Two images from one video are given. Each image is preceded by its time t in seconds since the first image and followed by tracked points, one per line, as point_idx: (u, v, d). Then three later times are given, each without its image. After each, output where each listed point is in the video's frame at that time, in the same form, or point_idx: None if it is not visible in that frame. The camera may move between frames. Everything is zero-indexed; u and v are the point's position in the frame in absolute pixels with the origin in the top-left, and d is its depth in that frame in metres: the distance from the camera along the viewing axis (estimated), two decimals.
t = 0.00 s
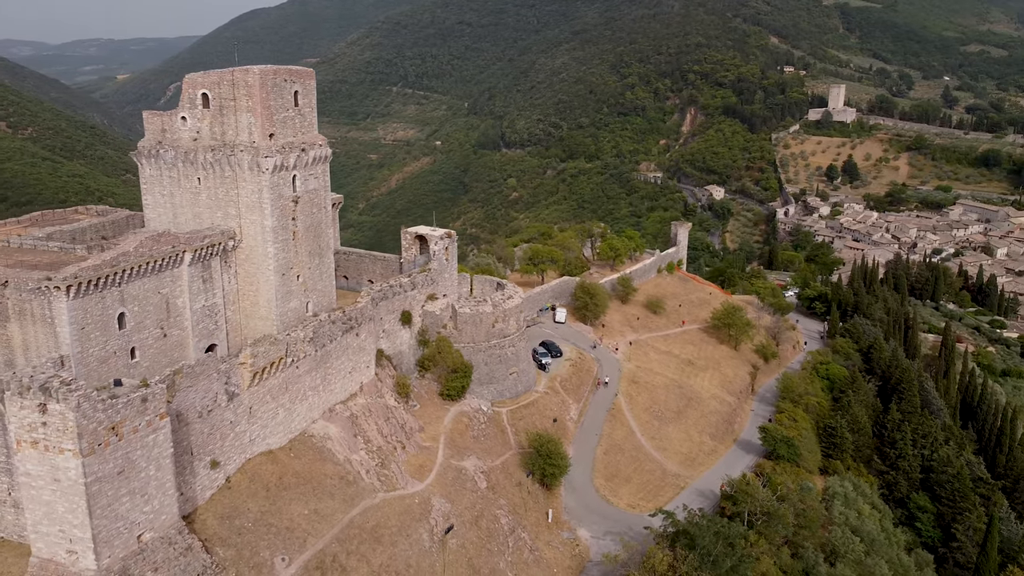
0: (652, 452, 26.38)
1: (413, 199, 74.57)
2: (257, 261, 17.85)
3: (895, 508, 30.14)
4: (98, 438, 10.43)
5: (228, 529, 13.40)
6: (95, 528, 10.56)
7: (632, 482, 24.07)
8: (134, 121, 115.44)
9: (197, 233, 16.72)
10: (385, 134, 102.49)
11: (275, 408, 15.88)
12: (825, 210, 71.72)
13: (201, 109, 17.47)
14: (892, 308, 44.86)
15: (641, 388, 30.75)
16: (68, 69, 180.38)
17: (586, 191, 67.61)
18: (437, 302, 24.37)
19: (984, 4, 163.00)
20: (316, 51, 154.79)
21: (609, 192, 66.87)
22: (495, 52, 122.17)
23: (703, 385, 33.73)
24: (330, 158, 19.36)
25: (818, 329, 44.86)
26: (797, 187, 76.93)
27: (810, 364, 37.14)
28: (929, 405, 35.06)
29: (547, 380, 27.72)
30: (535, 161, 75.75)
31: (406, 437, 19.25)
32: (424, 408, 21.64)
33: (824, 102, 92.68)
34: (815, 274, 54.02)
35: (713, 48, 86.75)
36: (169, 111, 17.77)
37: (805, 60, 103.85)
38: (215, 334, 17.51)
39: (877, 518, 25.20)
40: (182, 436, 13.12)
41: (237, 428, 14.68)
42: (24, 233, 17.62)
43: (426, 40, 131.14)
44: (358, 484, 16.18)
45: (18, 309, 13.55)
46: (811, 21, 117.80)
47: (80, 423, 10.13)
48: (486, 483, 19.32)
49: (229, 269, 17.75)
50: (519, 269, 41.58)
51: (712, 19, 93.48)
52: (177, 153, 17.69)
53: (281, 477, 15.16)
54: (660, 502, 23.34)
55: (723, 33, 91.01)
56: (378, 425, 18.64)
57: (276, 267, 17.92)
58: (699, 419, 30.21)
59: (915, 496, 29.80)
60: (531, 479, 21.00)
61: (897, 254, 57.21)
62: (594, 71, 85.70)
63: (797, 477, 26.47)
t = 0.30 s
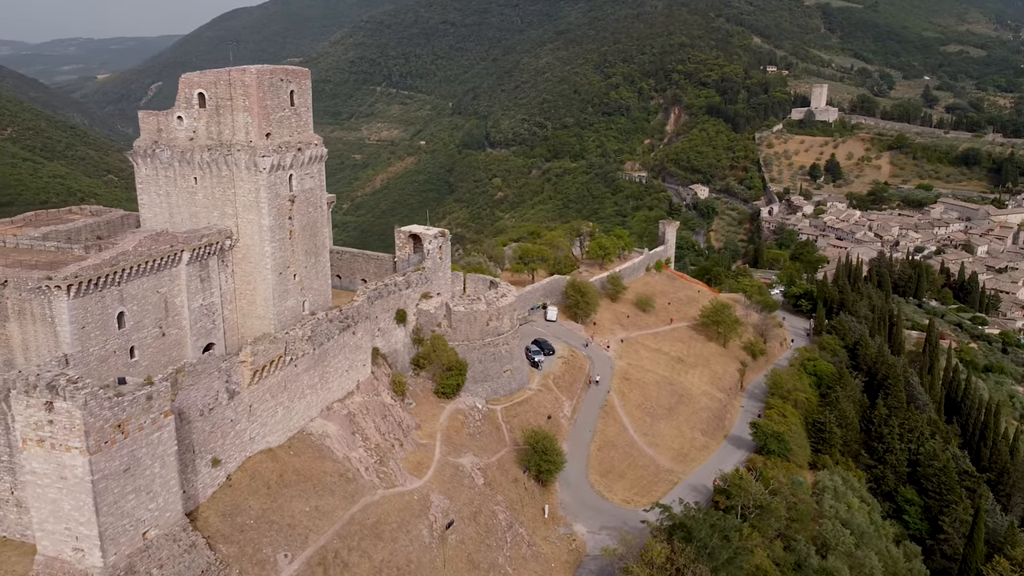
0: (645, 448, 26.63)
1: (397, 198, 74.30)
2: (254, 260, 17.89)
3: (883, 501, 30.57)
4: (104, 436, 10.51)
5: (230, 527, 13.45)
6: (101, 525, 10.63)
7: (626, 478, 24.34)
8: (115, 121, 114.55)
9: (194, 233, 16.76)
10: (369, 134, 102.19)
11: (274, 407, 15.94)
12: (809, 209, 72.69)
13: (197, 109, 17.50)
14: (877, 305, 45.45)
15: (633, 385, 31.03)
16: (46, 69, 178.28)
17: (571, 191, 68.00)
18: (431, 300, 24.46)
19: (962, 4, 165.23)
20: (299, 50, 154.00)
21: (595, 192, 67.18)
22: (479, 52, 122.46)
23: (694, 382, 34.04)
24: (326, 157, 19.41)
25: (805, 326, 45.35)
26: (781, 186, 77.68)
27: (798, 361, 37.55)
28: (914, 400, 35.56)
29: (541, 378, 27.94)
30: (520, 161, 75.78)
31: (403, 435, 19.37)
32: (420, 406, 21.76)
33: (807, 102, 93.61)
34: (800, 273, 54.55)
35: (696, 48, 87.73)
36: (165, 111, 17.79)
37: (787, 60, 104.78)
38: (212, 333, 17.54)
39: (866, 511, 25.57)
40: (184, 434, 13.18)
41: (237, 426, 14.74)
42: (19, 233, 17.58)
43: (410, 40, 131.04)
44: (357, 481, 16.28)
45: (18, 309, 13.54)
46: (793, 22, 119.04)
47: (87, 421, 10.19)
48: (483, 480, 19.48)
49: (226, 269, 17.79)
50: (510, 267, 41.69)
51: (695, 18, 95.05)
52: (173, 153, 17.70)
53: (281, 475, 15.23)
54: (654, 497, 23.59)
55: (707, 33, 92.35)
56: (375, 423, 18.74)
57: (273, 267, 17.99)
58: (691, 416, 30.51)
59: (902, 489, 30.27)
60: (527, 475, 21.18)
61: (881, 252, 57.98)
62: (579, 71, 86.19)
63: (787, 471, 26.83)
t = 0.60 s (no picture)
0: (638, 443, 26.90)
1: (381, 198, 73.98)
2: (251, 259, 17.94)
3: (871, 495, 31.03)
4: (111, 433, 10.57)
5: (232, 524, 13.53)
6: (108, 523, 10.70)
7: (619, 474, 24.59)
8: (96, 121, 113.47)
9: (192, 232, 16.81)
10: (352, 133, 101.75)
11: (273, 404, 16.02)
12: (792, 208, 72.94)
13: (194, 109, 17.55)
14: (861, 301, 46.02)
15: (625, 382, 31.32)
16: (23, 69, 175.98)
17: (555, 190, 68.15)
18: (425, 299, 24.58)
19: (941, 4, 167.27)
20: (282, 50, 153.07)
21: (580, 191, 67.66)
22: (463, 52, 122.74)
23: (684, 378, 34.37)
24: (321, 156, 19.47)
25: (791, 324, 45.86)
26: (765, 185, 78.40)
27: (786, 357, 37.98)
28: (900, 395, 36.08)
29: (534, 375, 28.17)
30: (505, 160, 75.80)
31: (400, 432, 19.49)
32: (415, 404, 21.91)
33: (789, 102, 94.55)
34: (785, 271, 55.10)
35: (679, 48, 88.87)
36: (161, 110, 17.82)
37: (770, 60, 105.72)
38: (210, 331, 17.58)
39: (855, 504, 25.95)
40: (185, 432, 13.24)
41: (238, 424, 14.82)
42: (15, 233, 17.52)
43: (394, 40, 130.84)
44: (357, 478, 16.40)
45: (17, 308, 13.52)
46: (775, 22, 120.31)
47: (93, 418, 10.26)
48: (480, 476, 19.66)
49: (223, 268, 17.84)
50: (500, 266, 41.80)
51: (678, 18, 96.02)
52: (169, 152, 17.72)
53: (282, 472, 15.33)
54: (648, 492, 23.84)
55: (690, 33, 93.25)
56: (373, 420, 18.87)
57: (270, 265, 18.04)
58: (682, 412, 30.83)
59: (890, 483, 30.73)
60: (523, 471, 21.35)
61: (865, 250, 58.57)
62: (563, 70, 86.59)
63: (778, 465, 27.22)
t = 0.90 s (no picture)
0: (631, 439, 27.16)
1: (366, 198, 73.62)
2: (249, 258, 17.99)
3: (859, 488, 31.47)
4: (118, 431, 10.66)
5: (235, 520, 13.61)
6: (115, 519, 10.78)
7: (613, 469, 24.85)
8: (76, 121, 112.31)
9: (190, 231, 16.86)
10: (336, 133, 101.21)
11: (273, 402, 16.11)
12: (776, 206, 73.46)
13: (190, 109, 17.60)
14: (847, 299, 46.56)
15: (617, 379, 31.59)
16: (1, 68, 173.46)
17: (541, 190, 68.32)
18: (420, 297, 24.69)
19: (921, 4, 169.14)
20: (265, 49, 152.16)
21: (565, 190, 67.87)
22: (447, 51, 122.95)
23: (674, 375, 34.70)
24: (317, 155, 19.50)
25: (778, 321, 46.34)
26: (749, 184, 79.08)
27: (774, 353, 38.40)
28: (886, 390, 36.59)
29: (527, 372, 28.38)
30: (490, 160, 75.80)
31: (397, 429, 19.61)
32: (411, 401, 22.04)
33: (772, 101, 95.38)
34: (770, 269, 55.63)
35: (663, 48, 89.66)
36: (157, 110, 17.84)
37: (753, 60, 106.60)
38: (208, 331, 17.61)
39: (845, 497, 26.33)
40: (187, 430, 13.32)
41: (238, 422, 14.89)
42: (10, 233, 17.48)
43: (377, 39, 130.55)
44: (357, 475, 16.53)
45: (17, 307, 13.53)
46: (758, 22, 121.55)
47: (100, 415, 10.33)
48: (477, 472, 19.84)
49: (220, 267, 17.88)
50: (491, 265, 41.89)
51: (661, 18, 96.89)
52: (165, 152, 17.75)
53: (282, 469, 15.41)
54: (642, 487, 24.10)
55: (674, 33, 94.02)
56: (370, 417, 18.99)
57: (267, 264, 18.10)
58: (673, 408, 31.14)
59: (878, 476, 31.18)
60: (518, 467, 21.55)
61: (849, 248, 59.25)
62: (548, 70, 86.87)
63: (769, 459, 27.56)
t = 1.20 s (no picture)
0: (622, 435, 27.45)
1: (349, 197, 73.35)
2: (245, 257, 18.04)
3: (847, 482, 31.94)
4: (123, 428, 10.73)
5: (236, 517, 13.69)
6: (121, 517, 10.85)
7: (607, 465, 25.13)
8: (55, 122, 111.12)
9: (186, 231, 16.91)
10: (319, 133, 100.67)
11: (271, 400, 16.19)
12: (760, 205, 74.28)
13: (185, 108, 17.62)
14: (831, 296, 47.10)
15: (608, 376, 31.84)
16: None
17: (525, 190, 68.50)
18: (413, 296, 24.78)
19: (900, 5, 170.90)
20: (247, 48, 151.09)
21: (550, 190, 68.11)
22: (431, 50, 122.99)
23: (664, 372, 35.01)
24: (311, 155, 19.54)
25: (764, 318, 46.82)
26: (732, 183, 79.87)
27: (761, 350, 38.80)
28: (872, 385, 37.10)
29: (519, 370, 28.60)
30: (474, 160, 75.83)
31: (394, 427, 19.69)
32: (406, 399, 22.16)
33: (755, 101, 96.21)
34: (755, 267, 56.15)
35: (646, 48, 90.42)
36: (152, 110, 17.85)
37: (736, 60, 107.44)
38: (204, 330, 17.64)
39: (833, 490, 26.70)
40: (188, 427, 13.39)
41: (238, 420, 14.97)
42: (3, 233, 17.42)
43: (360, 39, 130.13)
44: (355, 472, 16.65)
45: (16, 307, 13.54)
46: (739, 22, 122.78)
47: (107, 413, 10.41)
48: (473, 468, 20.02)
49: (216, 266, 17.91)
50: (480, 264, 41.95)
51: (644, 19, 97.73)
52: (160, 152, 17.75)
53: (282, 467, 15.49)
54: (635, 482, 24.36)
55: (656, 33, 94.81)
56: (367, 415, 19.07)
57: (263, 263, 18.16)
58: (664, 404, 31.45)
59: (865, 470, 31.64)
60: (513, 463, 21.73)
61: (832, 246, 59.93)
62: (532, 70, 87.12)
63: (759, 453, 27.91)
